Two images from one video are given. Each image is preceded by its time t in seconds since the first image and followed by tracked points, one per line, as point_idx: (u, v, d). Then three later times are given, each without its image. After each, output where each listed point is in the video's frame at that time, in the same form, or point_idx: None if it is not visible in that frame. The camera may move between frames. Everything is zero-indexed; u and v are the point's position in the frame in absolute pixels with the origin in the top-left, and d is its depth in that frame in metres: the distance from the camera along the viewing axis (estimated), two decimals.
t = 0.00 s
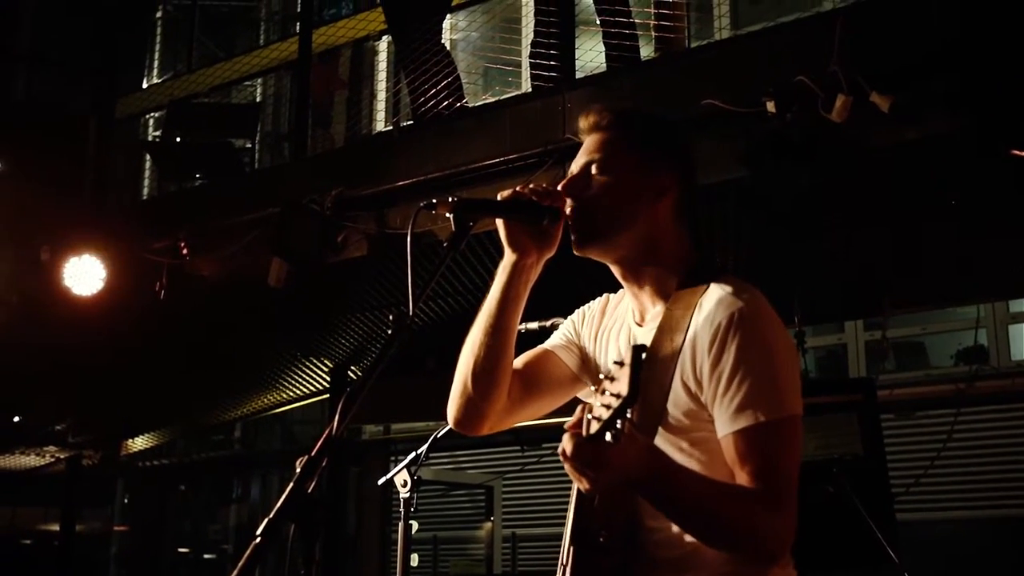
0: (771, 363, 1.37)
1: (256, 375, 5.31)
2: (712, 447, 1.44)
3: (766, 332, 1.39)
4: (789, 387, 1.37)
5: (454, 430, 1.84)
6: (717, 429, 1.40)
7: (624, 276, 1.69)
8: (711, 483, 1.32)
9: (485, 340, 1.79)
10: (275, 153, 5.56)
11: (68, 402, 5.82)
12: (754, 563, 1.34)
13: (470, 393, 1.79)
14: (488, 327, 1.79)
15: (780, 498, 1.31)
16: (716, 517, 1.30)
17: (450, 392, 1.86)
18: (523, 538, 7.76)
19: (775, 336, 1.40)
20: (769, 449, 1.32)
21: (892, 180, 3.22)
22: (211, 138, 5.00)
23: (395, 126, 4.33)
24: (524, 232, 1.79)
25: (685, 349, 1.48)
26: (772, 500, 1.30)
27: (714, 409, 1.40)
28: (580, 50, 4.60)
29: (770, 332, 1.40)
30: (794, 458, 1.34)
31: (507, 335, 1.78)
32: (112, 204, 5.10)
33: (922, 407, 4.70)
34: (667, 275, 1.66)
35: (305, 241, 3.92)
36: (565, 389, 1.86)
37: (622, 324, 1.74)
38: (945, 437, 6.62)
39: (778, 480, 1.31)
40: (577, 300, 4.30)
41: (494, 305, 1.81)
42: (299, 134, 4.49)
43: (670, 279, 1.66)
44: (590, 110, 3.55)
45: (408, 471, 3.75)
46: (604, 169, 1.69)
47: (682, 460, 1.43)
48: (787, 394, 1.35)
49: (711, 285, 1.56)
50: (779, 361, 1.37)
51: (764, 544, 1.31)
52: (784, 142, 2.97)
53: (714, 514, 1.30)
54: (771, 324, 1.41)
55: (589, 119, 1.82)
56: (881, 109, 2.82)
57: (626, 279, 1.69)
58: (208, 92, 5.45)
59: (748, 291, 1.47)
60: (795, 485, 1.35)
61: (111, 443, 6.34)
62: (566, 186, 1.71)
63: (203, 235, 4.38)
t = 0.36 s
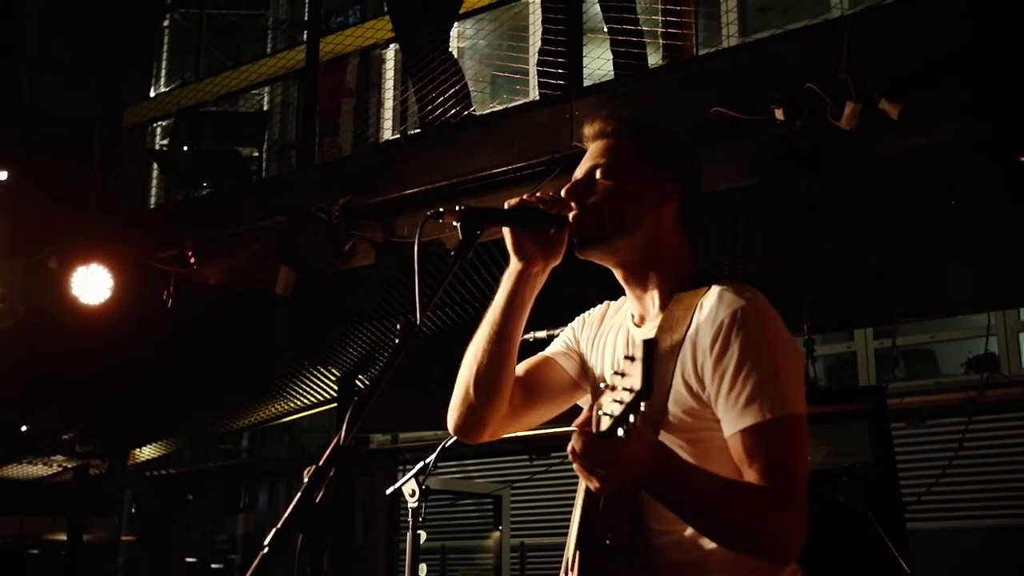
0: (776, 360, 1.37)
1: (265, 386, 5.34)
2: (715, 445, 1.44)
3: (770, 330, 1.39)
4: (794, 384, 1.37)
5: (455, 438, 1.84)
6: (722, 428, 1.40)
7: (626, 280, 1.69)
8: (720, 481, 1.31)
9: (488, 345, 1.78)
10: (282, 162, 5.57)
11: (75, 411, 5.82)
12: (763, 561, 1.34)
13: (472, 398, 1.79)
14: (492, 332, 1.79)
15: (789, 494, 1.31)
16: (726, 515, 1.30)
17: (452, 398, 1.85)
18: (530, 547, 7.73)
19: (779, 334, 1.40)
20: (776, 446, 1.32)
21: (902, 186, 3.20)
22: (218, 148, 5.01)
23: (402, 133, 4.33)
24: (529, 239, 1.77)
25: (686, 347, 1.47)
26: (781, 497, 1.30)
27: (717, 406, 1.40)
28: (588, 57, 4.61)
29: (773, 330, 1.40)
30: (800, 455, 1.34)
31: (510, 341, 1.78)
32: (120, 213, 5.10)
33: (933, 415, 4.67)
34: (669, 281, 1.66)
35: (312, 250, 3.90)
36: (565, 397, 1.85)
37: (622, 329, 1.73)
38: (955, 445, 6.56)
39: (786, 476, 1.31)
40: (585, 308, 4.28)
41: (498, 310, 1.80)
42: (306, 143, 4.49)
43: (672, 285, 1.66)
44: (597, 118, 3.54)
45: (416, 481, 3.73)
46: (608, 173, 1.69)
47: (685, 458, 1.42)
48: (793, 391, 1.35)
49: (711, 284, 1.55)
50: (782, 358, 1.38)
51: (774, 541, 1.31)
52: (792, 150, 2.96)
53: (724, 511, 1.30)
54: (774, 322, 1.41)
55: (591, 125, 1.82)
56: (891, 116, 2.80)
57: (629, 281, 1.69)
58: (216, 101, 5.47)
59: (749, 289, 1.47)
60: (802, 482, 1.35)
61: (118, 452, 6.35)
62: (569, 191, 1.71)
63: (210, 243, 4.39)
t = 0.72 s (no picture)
0: (787, 380, 1.40)
1: (276, 396, 5.36)
2: (724, 462, 1.47)
3: (782, 350, 1.42)
4: (805, 404, 1.40)
5: (463, 449, 1.83)
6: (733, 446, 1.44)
7: (634, 291, 1.68)
8: (732, 501, 1.34)
9: (497, 356, 1.78)
10: (294, 171, 5.57)
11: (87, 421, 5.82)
12: None
13: (479, 408, 1.78)
14: (501, 342, 1.79)
15: (800, 515, 1.34)
16: (736, 535, 1.32)
17: (460, 409, 1.84)
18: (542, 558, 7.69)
19: (789, 353, 1.43)
20: (787, 465, 1.36)
21: (915, 195, 3.18)
22: (230, 158, 5.02)
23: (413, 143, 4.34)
24: (540, 249, 1.76)
25: (698, 364, 1.50)
26: (791, 517, 1.33)
27: (729, 425, 1.43)
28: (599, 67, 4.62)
29: (784, 350, 1.43)
30: (810, 474, 1.37)
31: (519, 351, 1.77)
32: (131, 223, 5.10)
33: (948, 425, 4.62)
34: (679, 295, 1.64)
35: (323, 260, 3.88)
36: (572, 408, 1.84)
37: (630, 342, 1.72)
38: (970, 454, 6.49)
39: (796, 496, 1.34)
40: (596, 318, 4.26)
41: (508, 322, 1.80)
42: (318, 151, 4.48)
43: (682, 300, 1.64)
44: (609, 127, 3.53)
45: (428, 492, 3.71)
46: (616, 185, 1.69)
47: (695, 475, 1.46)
48: (803, 411, 1.39)
49: (723, 301, 1.58)
50: (794, 378, 1.41)
51: (785, 561, 1.34)
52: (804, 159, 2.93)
53: (735, 532, 1.33)
54: (786, 343, 1.44)
55: (600, 135, 1.83)
56: (904, 125, 2.78)
57: (636, 293, 1.68)
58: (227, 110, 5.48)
59: (761, 307, 1.50)
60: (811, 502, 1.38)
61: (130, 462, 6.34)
62: (577, 201, 1.71)
63: (221, 254, 4.41)
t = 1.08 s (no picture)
0: (795, 389, 1.40)
1: (282, 405, 5.39)
2: (733, 472, 1.47)
3: (790, 360, 1.42)
4: (813, 413, 1.39)
5: (470, 458, 1.83)
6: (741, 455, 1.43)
7: (641, 300, 1.69)
8: (739, 510, 1.33)
9: (505, 365, 1.78)
10: (300, 180, 5.59)
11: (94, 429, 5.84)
12: None
13: (488, 417, 1.78)
14: (509, 351, 1.79)
15: (808, 524, 1.33)
16: (744, 544, 1.32)
17: (467, 418, 1.84)
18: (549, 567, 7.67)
19: (797, 362, 1.43)
20: (795, 475, 1.35)
21: (922, 203, 3.17)
22: (237, 167, 5.04)
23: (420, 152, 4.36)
24: (548, 258, 1.76)
25: (706, 373, 1.50)
26: (799, 527, 1.32)
27: (737, 434, 1.43)
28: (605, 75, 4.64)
29: (793, 360, 1.42)
30: (819, 484, 1.37)
31: (528, 360, 1.77)
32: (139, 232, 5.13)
33: (957, 433, 4.60)
34: (686, 304, 1.65)
35: (328, 265, 3.87)
36: (580, 417, 1.84)
37: (639, 351, 1.72)
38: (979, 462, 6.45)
39: (804, 505, 1.34)
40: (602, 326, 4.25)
41: (516, 330, 1.80)
42: (324, 159, 4.50)
43: (689, 308, 1.64)
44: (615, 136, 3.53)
45: (435, 500, 3.71)
46: (624, 194, 1.68)
47: (703, 484, 1.45)
48: (812, 420, 1.38)
49: (731, 311, 1.58)
50: (802, 388, 1.40)
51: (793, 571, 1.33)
52: (811, 167, 2.92)
53: (741, 541, 1.32)
54: (794, 352, 1.43)
55: (608, 143, 1.82)
56: (911, 133, 2.78)
57: (643, 301, 1.68)
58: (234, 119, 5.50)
59: (770, 316, 1.49)
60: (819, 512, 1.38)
61: (136, 470, 6.35)
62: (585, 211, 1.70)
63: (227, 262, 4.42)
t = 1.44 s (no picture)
0: (801, 393, 1.39)
1: (286, 410, 5.36)
2: (738, 476, 1.46)
3: (796, 364, 1.42)
4: (819, 417, 1.39)
5: (476, 462, 1.83)
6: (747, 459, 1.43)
7: (647, 304, 1.68)
8: (745, 515, 1.33)
9: (510, 369, 1.78)
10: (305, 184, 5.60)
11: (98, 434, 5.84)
12: None
13: (493, 422, 1.78)
14: (514, 356, 1.79)
15: (814, 529, 1.33)
16: (750, 549, 1.31)
17: (473, 423, 1.84)
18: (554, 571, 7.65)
19: (803, 366, 1.42)
20: (801, 479, 1.35)
21: (927, 207, 3.16)
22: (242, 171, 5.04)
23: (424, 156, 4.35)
24: (553, 263, 1.76)
25: (712, 377, 1.50)
26: (805, 531, 1.32)
27: (742, 438, 1.43)
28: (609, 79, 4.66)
29: (799, 364, 1.42)
30: (824, 488, 1.36)
31: (533, 364, 1.77)
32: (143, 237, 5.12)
33: (962, 437, 4.59)
34: (692, 308, 1.64)
35: (332, 270, 3.87)
36: (586, 421, 1.84)
37: (645, 355, 1.72)
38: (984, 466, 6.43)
39: (810, 510, 1.34)
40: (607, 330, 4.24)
41: (521, 334, 1.80)
42: (328, 164, 4.50)
43: (695, 312, 1.64)
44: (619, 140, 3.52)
45: (440, 504, 3.70)
46: (630, 198, 1.68)
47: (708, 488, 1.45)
48: (818, 424, 1.38)
49: (737, 315, 1.57)
50: (808, 392, 1.40)
51: None
52: (816, 171, 2.92)
53: (747, 545, 1.31)
54: (800, 356, 1.43)
55: (614, 147, 1.82)
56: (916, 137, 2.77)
57: (649, 304, 1.68)
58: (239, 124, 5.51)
59: (776, 320, 1.49)
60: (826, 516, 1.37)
61: (140, 475, 6.34)
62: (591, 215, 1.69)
63: (231, 267, 4.41)
